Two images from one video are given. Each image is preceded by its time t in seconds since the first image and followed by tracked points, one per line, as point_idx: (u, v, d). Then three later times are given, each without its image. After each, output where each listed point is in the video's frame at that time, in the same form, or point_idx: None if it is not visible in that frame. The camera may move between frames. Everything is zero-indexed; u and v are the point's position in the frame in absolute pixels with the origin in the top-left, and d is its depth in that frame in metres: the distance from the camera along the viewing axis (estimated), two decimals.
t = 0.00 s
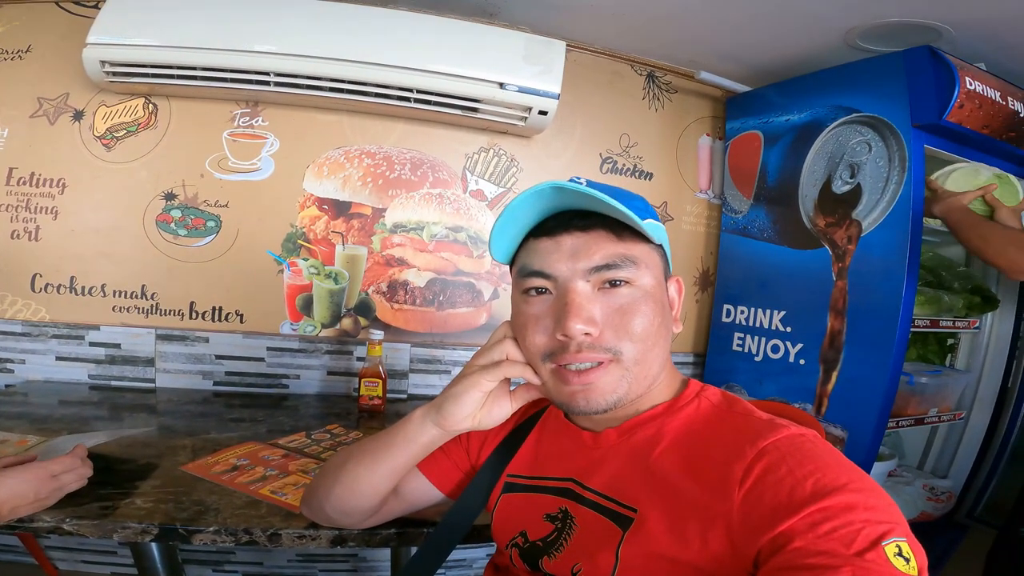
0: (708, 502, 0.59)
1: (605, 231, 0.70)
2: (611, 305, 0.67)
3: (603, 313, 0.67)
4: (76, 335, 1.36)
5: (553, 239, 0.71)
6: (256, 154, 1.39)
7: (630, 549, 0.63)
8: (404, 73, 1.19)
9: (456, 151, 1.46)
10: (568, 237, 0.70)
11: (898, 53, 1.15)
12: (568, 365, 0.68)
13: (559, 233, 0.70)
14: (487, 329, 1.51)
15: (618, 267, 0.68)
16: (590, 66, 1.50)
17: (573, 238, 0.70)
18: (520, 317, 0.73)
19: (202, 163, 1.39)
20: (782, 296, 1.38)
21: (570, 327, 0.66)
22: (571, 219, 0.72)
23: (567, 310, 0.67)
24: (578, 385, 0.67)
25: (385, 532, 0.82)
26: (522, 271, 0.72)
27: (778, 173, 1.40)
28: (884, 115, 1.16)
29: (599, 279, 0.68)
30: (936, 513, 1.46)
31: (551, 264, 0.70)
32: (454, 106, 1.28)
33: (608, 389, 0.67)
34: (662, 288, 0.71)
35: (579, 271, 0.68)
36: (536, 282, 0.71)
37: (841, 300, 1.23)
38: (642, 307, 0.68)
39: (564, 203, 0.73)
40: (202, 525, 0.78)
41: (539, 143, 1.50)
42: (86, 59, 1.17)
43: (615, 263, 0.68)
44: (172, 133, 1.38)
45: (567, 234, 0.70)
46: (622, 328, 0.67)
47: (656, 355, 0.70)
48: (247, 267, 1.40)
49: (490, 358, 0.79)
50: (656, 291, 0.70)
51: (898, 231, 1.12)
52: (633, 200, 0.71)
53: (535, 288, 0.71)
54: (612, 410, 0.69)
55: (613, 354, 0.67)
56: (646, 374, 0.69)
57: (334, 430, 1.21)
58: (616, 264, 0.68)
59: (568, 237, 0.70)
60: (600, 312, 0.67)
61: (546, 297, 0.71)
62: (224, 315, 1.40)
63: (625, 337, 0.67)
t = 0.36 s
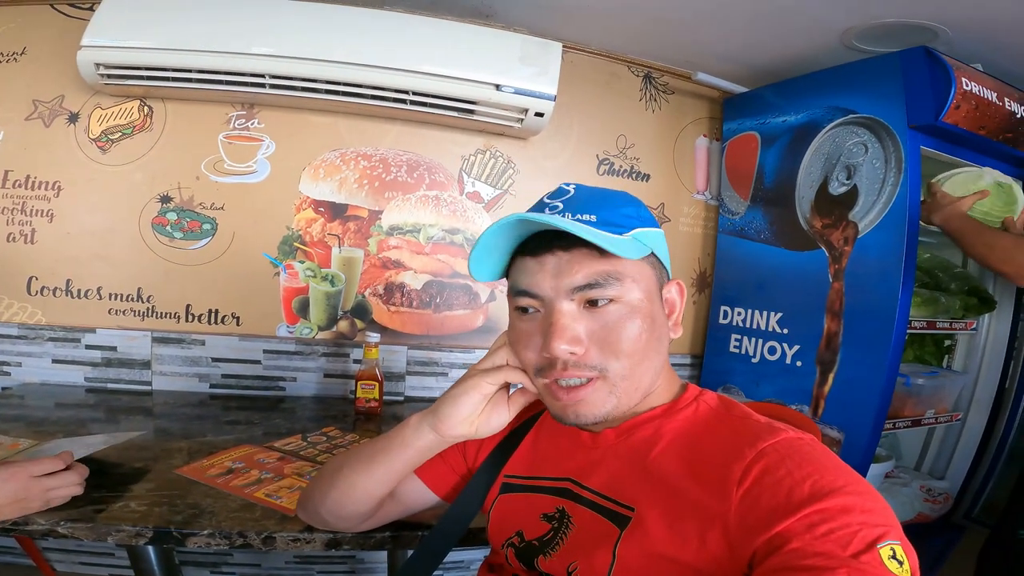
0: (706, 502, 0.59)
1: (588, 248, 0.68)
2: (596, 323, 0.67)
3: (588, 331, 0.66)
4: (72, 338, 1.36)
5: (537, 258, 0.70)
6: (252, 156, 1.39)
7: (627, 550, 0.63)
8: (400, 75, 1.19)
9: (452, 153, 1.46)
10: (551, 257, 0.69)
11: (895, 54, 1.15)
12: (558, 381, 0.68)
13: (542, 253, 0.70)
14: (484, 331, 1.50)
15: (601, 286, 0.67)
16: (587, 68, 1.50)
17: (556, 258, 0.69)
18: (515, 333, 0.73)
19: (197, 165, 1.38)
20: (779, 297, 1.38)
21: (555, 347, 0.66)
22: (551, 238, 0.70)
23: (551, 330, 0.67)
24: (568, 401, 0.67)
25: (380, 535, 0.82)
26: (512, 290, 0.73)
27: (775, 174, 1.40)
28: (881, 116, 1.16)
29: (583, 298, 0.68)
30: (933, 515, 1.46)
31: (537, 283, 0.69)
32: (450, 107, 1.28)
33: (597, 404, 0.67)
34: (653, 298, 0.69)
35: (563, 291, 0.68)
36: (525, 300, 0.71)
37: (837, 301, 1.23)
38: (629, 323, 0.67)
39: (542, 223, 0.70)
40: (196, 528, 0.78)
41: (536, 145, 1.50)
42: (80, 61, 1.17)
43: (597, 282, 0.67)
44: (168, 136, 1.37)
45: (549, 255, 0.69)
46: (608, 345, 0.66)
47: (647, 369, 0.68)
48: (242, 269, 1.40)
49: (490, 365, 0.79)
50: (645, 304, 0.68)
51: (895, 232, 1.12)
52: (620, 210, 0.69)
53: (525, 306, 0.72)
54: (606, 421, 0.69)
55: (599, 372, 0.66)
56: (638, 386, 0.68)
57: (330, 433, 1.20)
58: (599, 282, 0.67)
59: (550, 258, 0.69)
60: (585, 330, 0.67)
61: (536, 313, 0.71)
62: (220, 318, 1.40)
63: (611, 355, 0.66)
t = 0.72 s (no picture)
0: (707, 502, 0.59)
1: (628, 246, 0.67)
2: (618, 319, 0.66)
3: (607, 325, 0.66)
4: (69, 333, 1.35)
5: (576, 243, 0.70)
6: (252, 151, 1.38)
7: (628, 549, 0.62)
8: (402, 71, 1.18)
9: (454, 150, 1.46)
10: (590, 245, 0.69)
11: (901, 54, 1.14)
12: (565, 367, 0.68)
13: (582, 238, 0.69)
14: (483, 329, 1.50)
15: (634, 284, 0.66)
16: (589, 66, 1.49)
17: (594, 247, 0.68)
18: (534, 312, 0.73)
19: (197, 160, 1.37)
20: (779, 297, 1.38)
21: (571, 333, 0.66)
22: (592, 227, 0.69)
23: (570, 316, 0.67)
24: (569, 387, 0.67)
25: (379, 533, 0.81)
26: (542, 266, 0.72)
27: (777, 175, 1.40)
28: (883, 116, 1.16)
29: (612, 292, 0.67)
30: (930, 515, 1.47)
31: (569, 267, 0.69)
32: (452, 104, 1.27)
33: (597, 398, 0.67)
34: (679, 310, 0.69)
35: (592, 281, 0.67)
36: (552, 281, 0.71)
37: (838, 302, 1.23)
38: (650, 325, 0.67)
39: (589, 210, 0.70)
40: (195, 526, 0.77)
41: (537, 143, 1.50)
42: (81, 55, 1.16)
43: (630, 280, 0.66)
44: (168, 131, 1.36)
45: (590, 242, 0.68)
46: (625, 344, 0.66)
47: (655, 373, 0.68)
48: (242, 265, 1.39)
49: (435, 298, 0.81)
50: (671, 313, 0.68)
51: (896, 233, 1.12)
52: (670, 214, 0.69)
53: (551, 287, 0.71)
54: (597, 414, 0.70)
55: (607, 366, 0.67)
56: (639, 391, 0.68)
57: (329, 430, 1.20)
58: (632, 281, 0.66)
59: (590, 245, 0.68)
60: (603, 323, 0.67)
61: (558, 297, 0.70)
62: (219, 313, 1.39)
63: (624, 351, 0.66)
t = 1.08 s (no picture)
0: (711, 499, 0.59)
1: (635, 231, 0.69)
2: (631, 305, 0.67)
3: (623, 312, 0.66)
4: (65, 320, 1.34)
5: (582, 233, 0.70)
6: (254, 139, 1.37)
7: (630, 545, 0.63)
8: (407, 62, 1.17)
9: (457, 142, 1.45)
10: (597, 233, 0.69)
11: (909, 55, 1.14)
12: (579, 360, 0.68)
13: (588, 227, 0.70)
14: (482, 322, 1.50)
15: (644, 268, 0.67)
16: (594, 60, 1.48)
17: (602, 235, 0.69)
18: (539, 307, 0.72)
19: (198, 148, 1.36)
20: (779, 296, 1.38)
21: (589, 324, 0.65)
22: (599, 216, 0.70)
23: (587, 306, 0.67)
24: (587, 380, 0.67)
25: (377, 527, 0.81)
26: (546, 261, 0.71)
27: (781, 174, 1.40)
28: (889, 116, 1.16)
29: (623, 279, 0.68)
30: (922, 516, 1.49)
31: (577, 258, 0.69)
32: (457, 96, 1.26)
33: (616, 387, 0.67)
34: (684, 294, 0.70)
35: (604, 269, 0.68)
36: (559, 274, 0.70)
37: (839, 302, 1.23)
38: (662, 311, 0.67)
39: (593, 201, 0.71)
40: (189, 519, 0.77)
41: (541, 137, 1.49)
42: (83, 42, 1.14)
43: (641, 264, 0.67)
44: (169, 119, 1.35)
45: (596, 230, 0.69)
46: (639, 330, 0.66)
47: (668, 358, 0.69)
48: (241, 254, 1.38)
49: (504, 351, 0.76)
50: (678, 297, 0.69)
51: (899, 234, 1.12)
52: (668, 202, 0.69)
53: (557, 280, 0.71)
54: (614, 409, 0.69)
55: (626, 355, 0.67)
56: (656, 377, 0.69)
57: (326, 422, 1.20)
58: (642, 265, 0.67)
59: (596, 233, 0.69)
60: (619, 311, 0.67)
61: (568, 289, 0.70)
62: (216, 303, 1.38)
63: (640, 339, 0.66)
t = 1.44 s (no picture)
0: (710, 497, 0.59)
1: (598, 236, 0.67)
2: (602, 310, 0.67)
3: (591, 316, 0.66)
4: (63, 313, 1.34)
5: (551, 237, 0.70)
6: (255, 134, 1.37)
7: (629, 542, 0.63)
8: (409, 58, 1.17)
9: (458, 139, 1.44)
10: (565, 238, 0.68)
11: (911, 56, 1.15)
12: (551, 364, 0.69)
13: (555, 234, 0.69)
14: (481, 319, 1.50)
15: (612, 273, 0.66)
16: (597, 58, 1.48)
17: (567, 241, 0.68)
18: (523, 311, 0.73)
19: (199, 142, 1.36)
20: (778, 295, 1.39)
21: (555, 328, 0.66)
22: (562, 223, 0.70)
23: (554, 310, 0.67)
24: (560, 383, 0.68)
25: (375, 523, 0.82)
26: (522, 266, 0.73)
27: (781, 174, 1.40)
28: (891, 118, 1.16)
29: (593, 283, 0.67)
30: (917, 516, 1.50)
31: (549, 262, 0.69)
32: (459, 93, 1.26)
33: (587, 391, 0.67)
34: (663, 296, 0.69)
35: (573, 273, 0.67)
36: (534, 278, 0.71)
37: (837, 302, 1.24)
38: (634, 314, 0.66)
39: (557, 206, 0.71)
40: (186, 513, 0.78)
41: (542, 134, 1.49)
42: (86, 36, 1.14)
43: (608, 269, 0.66)
44: (170, 113, 1.34)
45: (561, 236, 0.69)
46: (609, 334, 0.66)
47: (644, 362, 0.68)
48: (241, 249, 1.38)
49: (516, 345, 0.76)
50: (653, 299, 0.68)
51: (898, 235, 1.13)
52: (643, 202, 0.69)
53: (534, 284, 0.71)
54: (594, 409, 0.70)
55: (595, 359, 0.67)
56: (633, 380, 0.68)
57: (324, 417, 1.20)
58: (609, 270, 0.66)
59: (562, 239, 0.69)
60: (588, 316, 0.67)
61: (543, 293, 0.70)
62: (215, 297, 1.38)
63: (609, 344, 0.66)
